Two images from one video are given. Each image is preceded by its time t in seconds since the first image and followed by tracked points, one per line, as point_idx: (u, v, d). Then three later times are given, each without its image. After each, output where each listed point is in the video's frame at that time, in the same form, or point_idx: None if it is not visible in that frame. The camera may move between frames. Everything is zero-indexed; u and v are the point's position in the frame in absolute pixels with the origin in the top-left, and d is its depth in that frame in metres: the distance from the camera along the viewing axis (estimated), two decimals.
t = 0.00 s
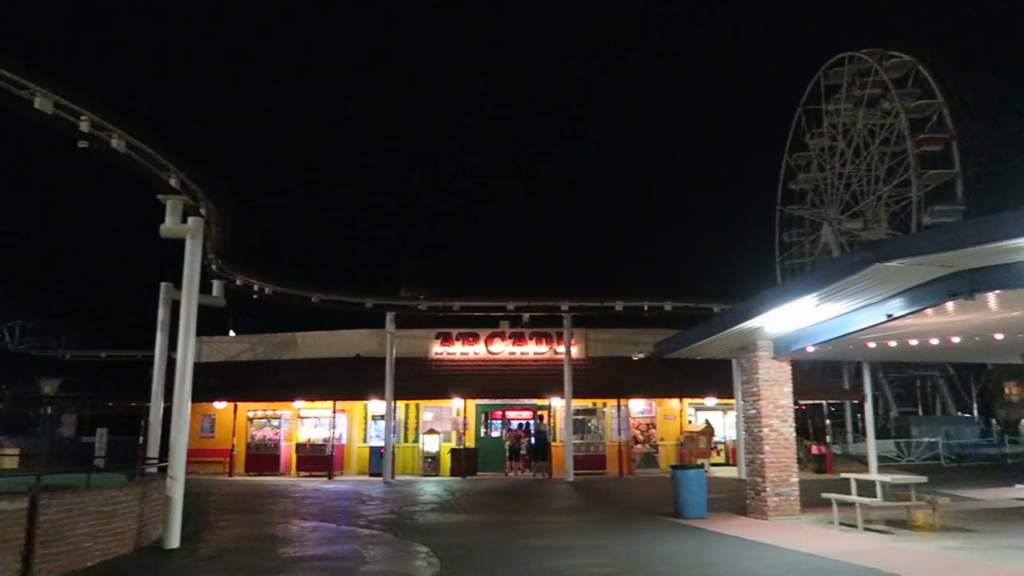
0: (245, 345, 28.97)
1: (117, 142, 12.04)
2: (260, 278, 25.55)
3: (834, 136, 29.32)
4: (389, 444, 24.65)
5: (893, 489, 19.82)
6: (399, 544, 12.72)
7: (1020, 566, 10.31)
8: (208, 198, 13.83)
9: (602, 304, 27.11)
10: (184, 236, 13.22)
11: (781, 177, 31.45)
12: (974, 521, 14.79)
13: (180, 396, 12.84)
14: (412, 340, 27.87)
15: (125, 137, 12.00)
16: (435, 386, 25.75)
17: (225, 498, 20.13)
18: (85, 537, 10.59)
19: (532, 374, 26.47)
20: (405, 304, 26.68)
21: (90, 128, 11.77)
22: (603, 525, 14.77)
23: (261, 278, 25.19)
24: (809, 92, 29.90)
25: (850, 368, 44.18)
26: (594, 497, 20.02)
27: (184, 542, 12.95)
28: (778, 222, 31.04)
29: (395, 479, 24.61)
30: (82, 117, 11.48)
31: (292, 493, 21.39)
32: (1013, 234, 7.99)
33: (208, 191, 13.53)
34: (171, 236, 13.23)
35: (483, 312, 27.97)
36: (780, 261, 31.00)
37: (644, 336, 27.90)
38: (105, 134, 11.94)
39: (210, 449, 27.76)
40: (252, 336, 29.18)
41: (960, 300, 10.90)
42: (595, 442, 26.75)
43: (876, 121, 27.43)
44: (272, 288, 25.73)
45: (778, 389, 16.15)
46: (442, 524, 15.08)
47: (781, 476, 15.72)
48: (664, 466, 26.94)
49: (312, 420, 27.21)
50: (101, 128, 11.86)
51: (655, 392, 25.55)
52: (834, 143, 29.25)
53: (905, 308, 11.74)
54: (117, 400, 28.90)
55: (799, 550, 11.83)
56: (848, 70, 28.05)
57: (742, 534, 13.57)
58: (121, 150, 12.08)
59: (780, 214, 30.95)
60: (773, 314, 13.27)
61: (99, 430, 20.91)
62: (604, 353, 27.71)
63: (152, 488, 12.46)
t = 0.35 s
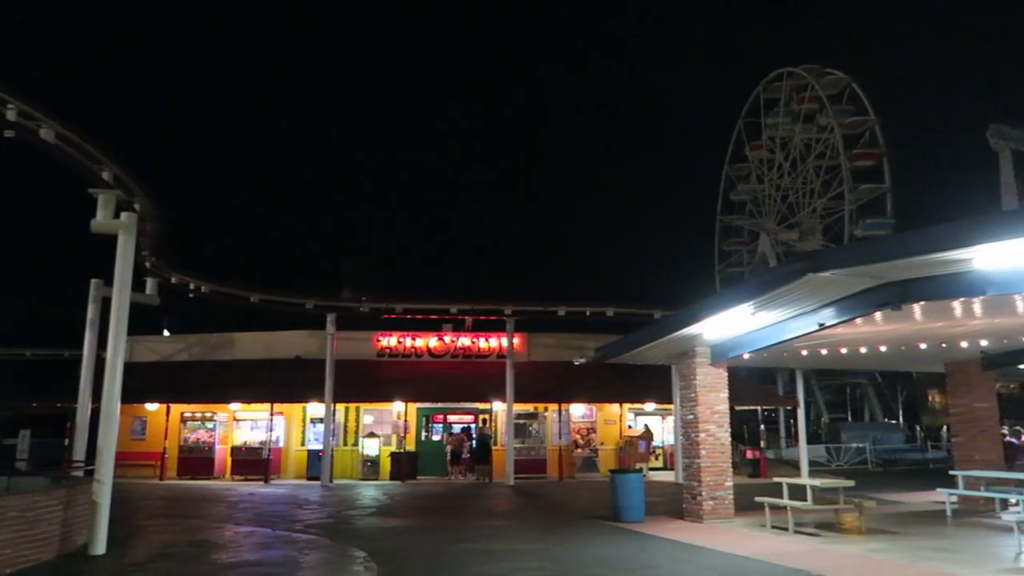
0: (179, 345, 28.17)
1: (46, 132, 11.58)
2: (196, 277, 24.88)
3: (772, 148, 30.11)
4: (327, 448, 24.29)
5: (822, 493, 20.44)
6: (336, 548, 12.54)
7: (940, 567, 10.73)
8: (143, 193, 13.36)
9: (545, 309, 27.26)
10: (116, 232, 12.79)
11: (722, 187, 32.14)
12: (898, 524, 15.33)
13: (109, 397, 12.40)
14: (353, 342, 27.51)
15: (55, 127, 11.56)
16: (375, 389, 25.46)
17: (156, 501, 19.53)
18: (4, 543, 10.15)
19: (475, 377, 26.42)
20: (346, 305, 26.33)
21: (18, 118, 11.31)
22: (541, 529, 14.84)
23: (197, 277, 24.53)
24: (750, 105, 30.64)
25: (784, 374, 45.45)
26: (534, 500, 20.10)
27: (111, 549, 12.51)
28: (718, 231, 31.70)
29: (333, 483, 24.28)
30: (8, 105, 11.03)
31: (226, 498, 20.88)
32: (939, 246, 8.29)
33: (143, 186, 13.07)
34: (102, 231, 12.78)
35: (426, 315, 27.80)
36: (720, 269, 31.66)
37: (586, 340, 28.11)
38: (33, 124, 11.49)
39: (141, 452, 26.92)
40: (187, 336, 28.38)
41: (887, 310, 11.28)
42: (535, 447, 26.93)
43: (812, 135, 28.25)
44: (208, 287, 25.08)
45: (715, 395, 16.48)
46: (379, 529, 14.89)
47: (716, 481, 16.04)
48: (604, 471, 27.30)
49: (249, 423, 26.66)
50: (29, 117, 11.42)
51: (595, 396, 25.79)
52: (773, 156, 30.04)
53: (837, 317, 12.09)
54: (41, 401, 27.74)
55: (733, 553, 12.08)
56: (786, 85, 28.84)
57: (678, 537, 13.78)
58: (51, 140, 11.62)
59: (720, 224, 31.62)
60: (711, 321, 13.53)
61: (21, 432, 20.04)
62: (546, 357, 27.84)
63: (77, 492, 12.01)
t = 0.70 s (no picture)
0: (128, 343, 27.48)
1: None
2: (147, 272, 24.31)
3: (729, 155, 30.64)
4: (281, 448, 23.96)
5: (772, 494, 20.79)
6: (288, 550, 12.38)
7: (884, 566, 11.00)
8: (92, 186, 12.99)
9: (503, 310, 27.33)
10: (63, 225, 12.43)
11: (679, 192, 32.59)
12: (845, 524, 15.67)
13: (53, 396, 12.03)
14: (308, 341, 27.18)
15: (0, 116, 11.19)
16: (330, 388, 25.19)
17: (102, 502, 19.03)
18: None
19: (431, 378, 26.35)
20: (302, 304, 26.02)
21: None
22: (496, 530, 14.80)
23: (148, 273, 23.97)
24: (707, 112, 31.13)
25: (737, 378, 46.22)
26: (489, 501, 20.08)
27: (52, 551, 12.12)
28: (675, 235, 32.11)
29: (286, 484, 23.94)
30: None
31: (175, 498, 20.44)
32: (889, 254, 8.51)
33: (92, 179, 12.71)
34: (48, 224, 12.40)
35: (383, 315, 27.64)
36: (676, 273, 32.06)
37: (544, 342, 28.20)
38: None
39: (86, 452, 26.17)
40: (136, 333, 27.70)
41: (837, 316, 11.54)
42: (491, 448, 26.87)
43: (767, 143, 28.78)
44: (159, 283, 24.52)
45: (669, 397, 16.68)
46: (331, 530, 14.71)
47: (670, 481, 16.24)
48: (560, 472, 27.40)
49: (200, 423, 26.32)
50: None
51: (552, 397, 25.91)
52: (729, 162, 30.55)
53: (788, 322, 12.32)
54: None
55: (685, 553, 12.22)
56: (743, 93, 29.36)
57: (632, 538, 13.90)
58: None
59: (677, 228, 32.05)
60: (666, 323, 13.71)
61: None
62: (503, 358, 27.87)
63: (18, 492, 11.62)
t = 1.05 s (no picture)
0: (71, 338, 26.66)
1: None
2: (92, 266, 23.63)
3: (684, 158, 31.04)
4: (230, 447, 23.51)
5: (721, 493, 21.14)
6: (235, 551, 12.17)
7: (827, 562, 11.28)
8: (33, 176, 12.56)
9: (459, 309, 27.25)
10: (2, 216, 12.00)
11: (635, 193, 32.91)
12: (791, 522, 16.02)
13: None
14: (259, 339, 26.72)
15: None
16: (282, 387, 24.81)
17: (40, 503, 18.45)
18: None
19: (386, 376, 26.15)
20: (254, 300, 25.57)
21: None
22: (448, 530, 14.73)
23: (93, 267, 23.29)
24: (663, 115, 31.49)
25: (689, 378, 46.87)
26: (442, 501, 19.96)
27: None
28: (630, 236, 32.40)
29: (235, 483, 23.51)
30: None
31: (118, 498, 19.90)
32: (837, 258, 8.71)
33: (33, 169, 12.29)
34: None
35: (336, 313, 27.34)
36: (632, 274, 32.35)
37: (499, 341, 28.21)
38: None
39: (25, 450, 25.32)
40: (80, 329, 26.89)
41: (786, 318, 11.77)
42: (445, 447, 26.81)
43: (721, 147, 29.23)
44: (105, 277, 23.85)
45: (622, 396, 16.83)
46: (281, 530, 14.48)
47: (622, 480, 16.40)
48: (513, 471, 27.44)
49: (147, 421, 25.63)
50: None
51: (506, 397, 25.93)
52: (684, 165, 30.96)
53: (739, 323, 12.53)
54: None
55: (635, 552, 12.35)
56: (698, 97, 29.77)
57: (584, 537, 13.98)
58: None
59: (633, 229, 32.35)
60: (620, 324, 13.84)
61: None
62: (458, 357, 27.78)
63: None
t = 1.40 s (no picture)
0: (21, 335, 25.91)
1: None
2: (42, 261, 22.98)
3: (646, 161, 31.30)
4: (185, 447, 23.08)
5: (679, 493, 21.36)
6: (189, 553, 11.95)
7: (782, 561, 11.46)
8: None
9: (420, 308, 27.10)
10: None
11: (598, 195, 33.08)
12: (748, 521, 16.26)
13: None
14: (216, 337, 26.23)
15: None
16: (239, 386, 24.41)
17: None
18: None
19: (346, 376, 25.92)
20: (211, 297, 25.11)
21: None
22: (407, 530, 14.64)
23: (43, 262, 22.65)
24: (626, 118, 31.73)
25: (649, 379, 47.25)
26: (401, 501, 19.83)
27: None
28: (593, 238, 32.55)
29: (189, 484, 23.08)
30: None
31: (68, 499, 19.40)
32: (793, 261, 8.86)
33: None
34: None
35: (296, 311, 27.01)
36: (594, 275, 32.53)
37: (461, 341, 28.13)
38: None
39: None
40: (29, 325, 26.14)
41: (744, 320, 11.94)
42: (406, 447, 26.62)
43: (683, 150, 29.55)
44: (56, 273, 23.21)
45: (583, 397, 16.91)
46: (237, 532, 14.26)
47: (581, 481, 16.47)
48: (473, 471, 27.43)
49: (99, 420, 25.07)
50: None
51: (467, 397, 25.87)
52: (646, 168, 31.22)
53: (698, 325, 12.68)
54: None
55: (594, 551, 12.41)
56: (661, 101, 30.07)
57: (544, 537, 14.01)
58: None
59: (595, 230, 32.51)
60: (581, 325, 13.90)
61: None
62: (419, 357, 27.60)
63: None
